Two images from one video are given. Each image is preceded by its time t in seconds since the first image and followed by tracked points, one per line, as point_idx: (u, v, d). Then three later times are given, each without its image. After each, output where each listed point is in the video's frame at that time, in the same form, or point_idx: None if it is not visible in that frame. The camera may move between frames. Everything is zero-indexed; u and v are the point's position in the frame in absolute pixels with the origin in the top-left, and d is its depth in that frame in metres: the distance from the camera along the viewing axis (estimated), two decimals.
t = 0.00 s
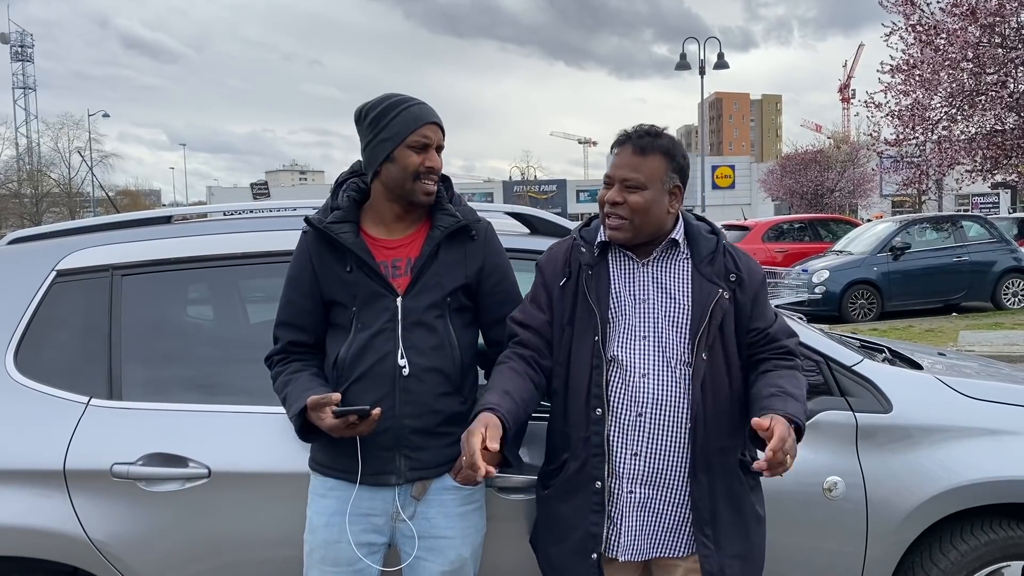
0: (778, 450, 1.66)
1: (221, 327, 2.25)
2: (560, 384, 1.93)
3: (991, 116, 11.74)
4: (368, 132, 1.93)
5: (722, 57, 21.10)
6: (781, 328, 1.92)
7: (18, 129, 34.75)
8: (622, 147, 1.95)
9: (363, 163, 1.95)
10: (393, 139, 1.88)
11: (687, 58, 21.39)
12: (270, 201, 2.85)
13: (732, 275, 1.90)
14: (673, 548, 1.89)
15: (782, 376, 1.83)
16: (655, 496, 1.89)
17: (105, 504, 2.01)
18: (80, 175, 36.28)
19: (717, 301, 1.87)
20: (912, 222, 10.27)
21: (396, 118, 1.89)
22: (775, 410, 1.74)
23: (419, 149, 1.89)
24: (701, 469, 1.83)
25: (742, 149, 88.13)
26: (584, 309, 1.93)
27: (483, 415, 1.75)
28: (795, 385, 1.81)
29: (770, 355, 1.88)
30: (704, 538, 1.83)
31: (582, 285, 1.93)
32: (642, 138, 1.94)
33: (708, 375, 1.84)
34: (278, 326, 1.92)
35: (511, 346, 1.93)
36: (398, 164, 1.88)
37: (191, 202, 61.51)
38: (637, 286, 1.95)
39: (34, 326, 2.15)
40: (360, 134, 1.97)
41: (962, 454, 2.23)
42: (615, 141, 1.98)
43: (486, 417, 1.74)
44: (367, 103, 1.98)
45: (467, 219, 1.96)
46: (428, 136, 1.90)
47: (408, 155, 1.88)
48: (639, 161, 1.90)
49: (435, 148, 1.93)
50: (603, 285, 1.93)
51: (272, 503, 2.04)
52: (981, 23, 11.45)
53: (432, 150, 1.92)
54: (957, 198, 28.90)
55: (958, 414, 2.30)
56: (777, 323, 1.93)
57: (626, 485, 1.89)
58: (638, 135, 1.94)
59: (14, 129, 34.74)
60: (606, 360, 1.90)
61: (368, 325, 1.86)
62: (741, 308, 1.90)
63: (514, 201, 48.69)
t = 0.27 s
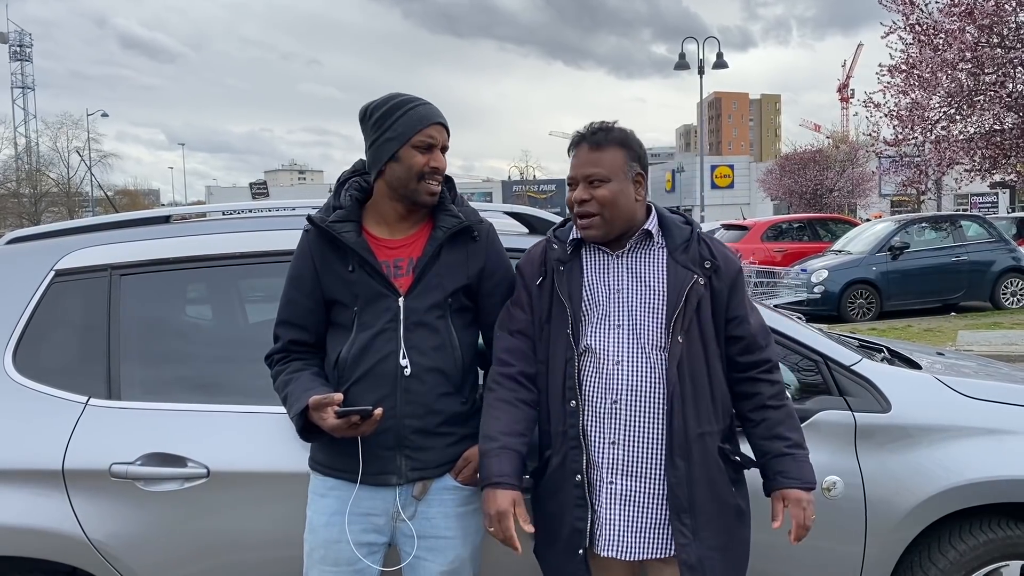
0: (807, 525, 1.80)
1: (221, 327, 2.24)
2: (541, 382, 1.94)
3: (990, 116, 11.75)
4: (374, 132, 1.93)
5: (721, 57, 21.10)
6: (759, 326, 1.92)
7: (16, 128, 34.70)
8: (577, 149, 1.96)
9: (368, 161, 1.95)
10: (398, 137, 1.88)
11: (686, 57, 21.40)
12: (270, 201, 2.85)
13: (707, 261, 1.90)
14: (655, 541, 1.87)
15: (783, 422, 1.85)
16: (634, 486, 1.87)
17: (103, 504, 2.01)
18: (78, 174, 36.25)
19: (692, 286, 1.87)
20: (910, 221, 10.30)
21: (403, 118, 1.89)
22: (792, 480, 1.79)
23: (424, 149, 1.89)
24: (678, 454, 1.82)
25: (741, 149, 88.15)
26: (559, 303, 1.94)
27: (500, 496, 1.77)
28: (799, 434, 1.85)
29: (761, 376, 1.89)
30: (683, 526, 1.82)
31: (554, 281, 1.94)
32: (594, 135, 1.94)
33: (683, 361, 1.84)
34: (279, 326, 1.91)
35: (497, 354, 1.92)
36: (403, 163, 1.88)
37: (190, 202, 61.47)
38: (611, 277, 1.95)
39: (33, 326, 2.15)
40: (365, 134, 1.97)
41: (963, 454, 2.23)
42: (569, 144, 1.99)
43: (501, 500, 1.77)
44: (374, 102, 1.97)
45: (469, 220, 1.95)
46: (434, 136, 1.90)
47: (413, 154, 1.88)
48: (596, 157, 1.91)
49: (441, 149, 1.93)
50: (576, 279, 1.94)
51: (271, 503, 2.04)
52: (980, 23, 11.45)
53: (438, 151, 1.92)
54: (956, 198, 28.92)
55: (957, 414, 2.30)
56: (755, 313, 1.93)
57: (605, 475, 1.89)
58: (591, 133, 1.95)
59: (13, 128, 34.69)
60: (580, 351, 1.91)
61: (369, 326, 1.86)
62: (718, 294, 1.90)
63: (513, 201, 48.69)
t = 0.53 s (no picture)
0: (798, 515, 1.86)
1: (220, 327, 2.24)
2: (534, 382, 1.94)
3: (989, 116, 11.75)
4: (375, 132, 1.93)
5: (720, 57, 21.11)
6: (754, 324, 1.95)
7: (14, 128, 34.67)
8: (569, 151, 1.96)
9: (368, 162, 1.95)
10: (398, 138, 1.88)
11: (685, 57, 21.40)
12: (268, 201, 2.85)
13: (700, 259, 1.91)
14: (655, 538, 1.87)
15: (780, 418, 1.90)
16: (633, 483, 1.88)
17: (102, 504, 2.01)
18: (77, 174, 36.22)
19: (685, 283, 1.88)
20: (909, 221, 10.32)
21: (402, 118, 1.89)
22: (791, 475, 1.84)
23: (424, 150, 1.89)
24: (680, 450, 1.83)
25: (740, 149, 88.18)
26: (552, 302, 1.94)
27: (503, 496, 1.77)
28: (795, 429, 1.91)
29: (759, 374, 1.92)
30: (688, 521, 1.83)
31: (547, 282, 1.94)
32: (585, 138, 1.95)
33: (680, 357, 1.85)
34: (278, 326, 1.91)
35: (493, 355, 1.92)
36: (403, 164, 1.88)
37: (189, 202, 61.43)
38: (604, 275, 1.95)
39: (32, 326, 2.15)
40: (365, 134, 1.97)
41: (961, 454, 2.24)
42: (563, 146, 1.99)
43: (503, 499, 1.77)
44: (376, 102, 1.97)
45: (469, 221, 1.96)
46: (434, 137, 1.90)
47: (413, 155, 1.88)
48: (583, 162, 1.91)
49: (441, 150, 1.93)
50: (569, 278, 1.95)
51: (270, 503, 2.04)
52: (979, 23, 11.46)
53: (437, 152, 1.92)
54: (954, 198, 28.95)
55: (956, 414, 2.30)
56: (747, 308, 1.96)
57: (603, 473, 1.89)
58: (582, 136, 1.95)
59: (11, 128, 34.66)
60: (573, 350, 1.91)
61: (369, 325, 1.86)
62: (711, 290, 1.92)
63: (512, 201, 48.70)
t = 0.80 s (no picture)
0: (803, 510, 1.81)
1: (218, 327, 2.25)
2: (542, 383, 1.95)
3: (987, 116, 11.77)
4: (373, 133, 1.93)
5: (719, 57, 21.12)
6: (767, 323, 1.94)
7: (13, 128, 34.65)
8: (581, 150, 1.96)
9: (366, 162, 1.95)
10: (397, 139, 1.88)
11: (684, 57, 21.42)
12: (267, 201, 2.85)
13: (712, 259, 1.91)
14: (664, 540, 1.86)
15: (788, 412, 1.88)
16: (641, 484, 1.87)
17: (100, 504, 2.01)
18: (75, 174, 36.19)
19: (698, 283, 1.88)
20: (908, 221, 10.34)
21: (402, 119, 1.89)
22: (795, 468, 1.81)
23: (423, 150, 1.90)
24: (689, 452, 1.83)
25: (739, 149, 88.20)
26: (561, 303, 1.94)
27: (517, 499, 1.77)
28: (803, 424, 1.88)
29: (769, 370, 1.92)
30: (694, 523, 1.83)
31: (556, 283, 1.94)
32: (598, 137, 1.94)
33: (692, 358, 1.85)
34: (276, 326, 1.91)
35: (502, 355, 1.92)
36: (402, 164, 1.88)
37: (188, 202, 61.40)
38: (614, 275, 1.94)
39: (30, 327, 2.15)
40: (363, 134, 1.97)
41: (959, 454, 2.24)
42: (574, 144, 1.99)
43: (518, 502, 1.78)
44: (374, 102, 1.97)
45: (467, 221, 1.96)
46: (433, 138, 1.90)
47: (412, 156, 1.88)
48: (595, 161, 1.91)
49: (440, 150, 1.94)
50: (579, 279, 1.94)
51: (269, 503, 2.04)
52: (977, 24, 11.47)
53: (436, 152, 1.92)
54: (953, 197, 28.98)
55: (953, 414, 2.30)
56: (760, 307, 1.96)
57: (611, 475, 1.89)
58: (594, 135, 1.95)
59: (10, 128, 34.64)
60: (582, 352, 1.91)
61: (368, 325, 1.86)
62: (722, 291, 1.92)
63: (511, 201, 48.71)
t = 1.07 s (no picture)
0: (824, 511, 1.83)
1: (217, 327, 2.25)
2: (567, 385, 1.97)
3: (986, 117, 11.78)
4: (375, 133, 1.93)
5: (718, 57, 21.14)
6: (791, 317, 1.93)
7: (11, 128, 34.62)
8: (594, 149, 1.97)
9: (369, 162, 1.95)
10: (401, 139, 1.88)
11: (683, 57, 21.44)
12: (266, 201, 2.85)
13: (733, 255, 1.90)
14: (690, 541, 1.88)
15: (814, 411, 1.87)
16: (666, 486, 1.88)
17: (100, 505, 2.01)
18: (74, 174, 36.17)
19: (719, 280, 1.87)
20: (907, 221, 10.35)
21: (405, 119, 1.89)
22: (818, 470, 1.82)
23: (426, 150, 1.90)
24: (713, 452, 1.82)
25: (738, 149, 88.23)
26: (581, 306, 1.95)
27: (544, 509, 1.81)
28: (829, 423, 1.87)
29: (795, 368, 1.91)
30: (719, 523, 1.83)
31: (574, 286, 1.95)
32: (610, 136, 1.95)
33: (714, 356, 1.84)
34: (277, 325, 1.91)
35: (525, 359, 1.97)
36: (406, 164, 1.88)
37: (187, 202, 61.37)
38: (635, 275, 1.94)
39: (29, 327, 2.15)
40: (365, 134, 1.97)
41: (957, 453, 2.25)
42: (587, 143, 2.00)
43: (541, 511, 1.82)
44: (376, 102, 1.98)
45: (468, 222, 1.97)
46: (436, 138, 1.91)
47: (415, 156, 1.89)
48: (609, 158, 1.92)
49: (442, 150, 1.94)
50: (598, 281, 1.95)
51: (269, 503, 2.04)
52: (976, 24, 11.48)
53: (438, 152, 1.92)
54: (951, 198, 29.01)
55: (952, 414, 2.31)
56: (784, 302, 1.94)
57: (635, 477, 1.90)
58: (607, 134, 1.96)
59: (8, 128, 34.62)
60: (603, 355, 1.92)
61: (371, 325, 1.86)
62: (745, 286, 1.90)
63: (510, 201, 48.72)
